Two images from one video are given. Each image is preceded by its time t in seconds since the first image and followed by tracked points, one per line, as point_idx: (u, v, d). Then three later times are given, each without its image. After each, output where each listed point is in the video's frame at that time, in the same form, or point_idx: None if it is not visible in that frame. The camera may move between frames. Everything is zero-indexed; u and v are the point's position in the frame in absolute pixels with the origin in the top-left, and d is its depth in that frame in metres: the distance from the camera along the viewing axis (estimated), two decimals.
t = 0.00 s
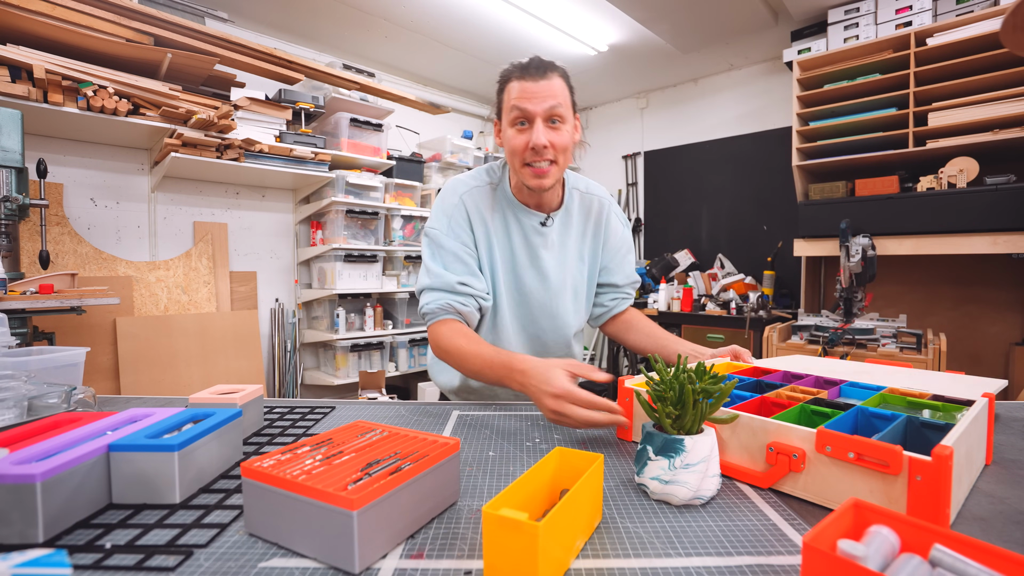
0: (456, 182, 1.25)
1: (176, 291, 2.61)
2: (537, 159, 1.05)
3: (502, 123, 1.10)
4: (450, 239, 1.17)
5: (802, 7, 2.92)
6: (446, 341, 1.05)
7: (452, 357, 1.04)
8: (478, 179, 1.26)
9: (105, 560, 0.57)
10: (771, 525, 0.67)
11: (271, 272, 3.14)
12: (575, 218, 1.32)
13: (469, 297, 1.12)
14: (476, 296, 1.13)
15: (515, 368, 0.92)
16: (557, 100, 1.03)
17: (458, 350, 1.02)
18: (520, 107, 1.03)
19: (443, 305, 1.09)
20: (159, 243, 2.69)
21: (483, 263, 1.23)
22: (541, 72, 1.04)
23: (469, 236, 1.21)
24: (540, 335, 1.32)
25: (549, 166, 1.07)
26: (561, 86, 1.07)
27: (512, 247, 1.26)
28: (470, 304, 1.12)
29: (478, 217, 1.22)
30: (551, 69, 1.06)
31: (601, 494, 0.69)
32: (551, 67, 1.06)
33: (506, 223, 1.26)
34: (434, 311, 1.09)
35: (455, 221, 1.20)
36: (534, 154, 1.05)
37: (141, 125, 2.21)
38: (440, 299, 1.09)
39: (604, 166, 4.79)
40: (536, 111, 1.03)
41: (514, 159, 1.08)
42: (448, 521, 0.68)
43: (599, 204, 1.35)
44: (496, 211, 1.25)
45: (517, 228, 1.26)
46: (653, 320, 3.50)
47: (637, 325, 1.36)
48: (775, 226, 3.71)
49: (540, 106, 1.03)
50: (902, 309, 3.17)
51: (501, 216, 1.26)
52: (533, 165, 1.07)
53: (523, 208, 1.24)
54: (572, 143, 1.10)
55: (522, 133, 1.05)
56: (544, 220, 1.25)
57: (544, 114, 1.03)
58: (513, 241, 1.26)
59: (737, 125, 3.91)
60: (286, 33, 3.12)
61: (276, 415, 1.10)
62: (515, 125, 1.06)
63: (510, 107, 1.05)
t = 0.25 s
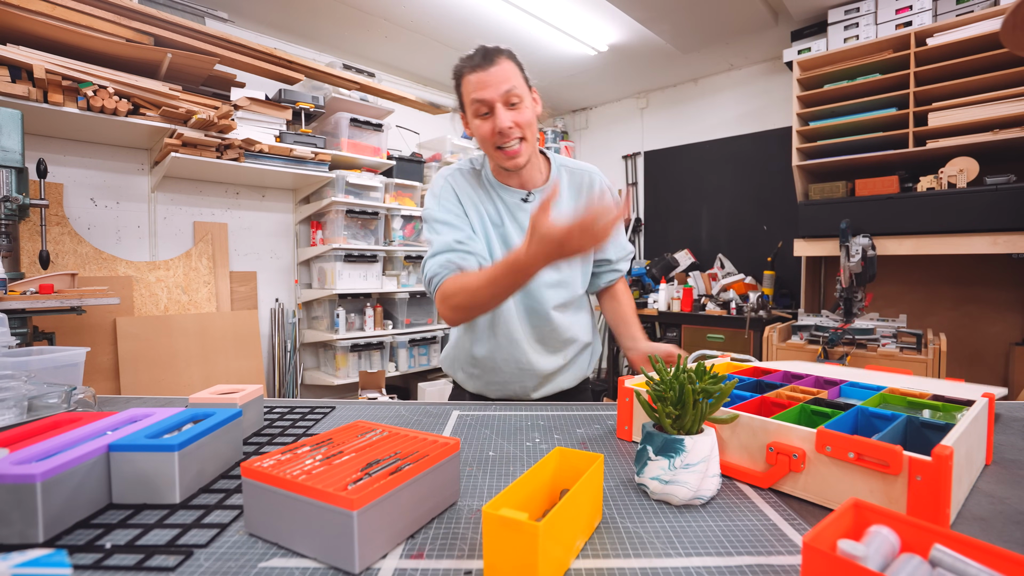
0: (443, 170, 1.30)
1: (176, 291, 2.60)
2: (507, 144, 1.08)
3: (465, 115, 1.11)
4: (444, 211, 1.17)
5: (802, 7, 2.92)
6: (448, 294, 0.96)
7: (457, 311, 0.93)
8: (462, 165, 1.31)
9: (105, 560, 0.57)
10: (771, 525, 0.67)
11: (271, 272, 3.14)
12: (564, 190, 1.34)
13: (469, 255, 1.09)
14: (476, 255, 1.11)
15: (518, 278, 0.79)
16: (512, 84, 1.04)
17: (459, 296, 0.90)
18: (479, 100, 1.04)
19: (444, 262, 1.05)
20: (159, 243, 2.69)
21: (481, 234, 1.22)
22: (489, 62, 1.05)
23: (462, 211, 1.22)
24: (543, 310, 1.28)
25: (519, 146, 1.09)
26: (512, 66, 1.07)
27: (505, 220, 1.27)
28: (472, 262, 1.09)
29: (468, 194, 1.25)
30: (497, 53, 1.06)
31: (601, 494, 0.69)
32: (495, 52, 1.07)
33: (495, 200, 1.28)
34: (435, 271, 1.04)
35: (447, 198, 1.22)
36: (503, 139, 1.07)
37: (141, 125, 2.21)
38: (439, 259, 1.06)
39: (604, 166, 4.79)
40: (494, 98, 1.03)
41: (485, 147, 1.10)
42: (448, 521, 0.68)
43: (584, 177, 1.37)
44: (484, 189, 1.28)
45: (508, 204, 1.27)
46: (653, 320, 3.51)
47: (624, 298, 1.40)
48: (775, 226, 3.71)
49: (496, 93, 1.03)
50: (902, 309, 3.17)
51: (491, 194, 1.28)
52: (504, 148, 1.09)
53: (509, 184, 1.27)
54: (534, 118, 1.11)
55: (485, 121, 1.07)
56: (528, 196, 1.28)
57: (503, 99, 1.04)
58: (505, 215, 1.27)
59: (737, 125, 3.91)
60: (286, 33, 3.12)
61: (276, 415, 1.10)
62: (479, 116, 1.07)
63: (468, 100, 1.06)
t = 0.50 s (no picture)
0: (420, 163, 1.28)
1: (176, 291, 2.61)
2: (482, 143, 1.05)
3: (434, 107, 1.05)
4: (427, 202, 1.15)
5: (802, 7, 2.92)
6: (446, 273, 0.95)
7: (462, 281, 0.93)
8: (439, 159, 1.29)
9: (105, 560, 0.57)
10: (771, 525, 0.68)
11: (271, 272, 3.14)
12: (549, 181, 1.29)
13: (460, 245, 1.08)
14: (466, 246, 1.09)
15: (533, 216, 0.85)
16: (487, 82, 0.99)
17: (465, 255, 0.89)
18: (451, 97, 0.98)
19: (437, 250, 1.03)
20: (159, 243, 2.69)
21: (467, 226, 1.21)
22: (462, 54, 0.98)
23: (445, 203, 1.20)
24: (528, 306, 1.27)
25: (494, 144, 1.06)
26: (485, 58, 1.01)
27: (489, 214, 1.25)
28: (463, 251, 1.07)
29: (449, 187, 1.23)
30: (468, 45, 0.99)
31: (601, 494, 0.69)
32: (466, 42, 1.00)
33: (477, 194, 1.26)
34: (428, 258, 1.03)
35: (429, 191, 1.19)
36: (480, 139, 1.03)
37: (141, 125, 2.21)
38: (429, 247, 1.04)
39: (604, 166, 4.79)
40: (467, 97, 0.98)
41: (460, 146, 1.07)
42: (448, 521, 0.68)
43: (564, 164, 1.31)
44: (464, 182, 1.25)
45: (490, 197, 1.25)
46: (653, 320, 3.51)
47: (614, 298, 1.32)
48: (775, 226, 3.71)
49: (469, 91, 0.98)
50: (902, 309, 3.17)
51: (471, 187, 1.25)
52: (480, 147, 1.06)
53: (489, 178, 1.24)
54: (508, 112, 1.07)
55: (458, 119, 1.03)
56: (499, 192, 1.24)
57: (477, 96, 0.99)
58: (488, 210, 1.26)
59: (736, 125, 3.91)
60: (286, 33, 3.12)
61: (276, 416, 1.10)
62: (450, 113, 1.02)
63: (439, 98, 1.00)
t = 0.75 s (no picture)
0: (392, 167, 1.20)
1: (176, 291, 2.61)
2: (472, 151, 0.96)
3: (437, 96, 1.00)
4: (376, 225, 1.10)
5: (802, 7, 2.92)
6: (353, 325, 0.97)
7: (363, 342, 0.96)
8: (416, 165, 1.20)
9: (105, 560, 0.57)
10: (771, 525, 0.68)
11: (271, 272, 3.14)
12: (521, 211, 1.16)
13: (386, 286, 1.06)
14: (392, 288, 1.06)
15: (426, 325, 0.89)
16: (503, 84, 0.95)
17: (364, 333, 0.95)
18: (459, 85, 0.94)
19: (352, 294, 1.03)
20: (159, 243, 2.69)
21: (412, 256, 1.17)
22: (489, 47, 0.95)
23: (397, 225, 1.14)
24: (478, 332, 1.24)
25: (488, 161, 0.98)
26: (512, 63, 0.98)
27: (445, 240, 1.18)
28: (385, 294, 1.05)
29: (407, 207, 1.16)
30: (500, 43, 0.96)
31: (601, 494, 0.69)
32: (497, 38, 0.97)
33: (439, 217, 1.18)
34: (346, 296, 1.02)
35: (386, 207, 1.13)
36: (473, 148, 0.96)
37: (141, 125, 2.21)
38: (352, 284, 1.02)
39: (604, 166, 4.79)
40: (476, 92, 0.94)
41: (449, 147, 0.99)
42: (449, 521, 0.68)
43: (556, 192, 1.16)
44: (427, 202, 1.18)
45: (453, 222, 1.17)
46: (653, 320, 3.51)
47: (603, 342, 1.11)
48: (775, 227, 3.71)
49: (483, 87, 0.94)
50: (902, 309, 3.17)
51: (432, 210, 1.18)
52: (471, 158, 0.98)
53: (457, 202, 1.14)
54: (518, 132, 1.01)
55: (460, 116, 0.96)
56: (480, 220, 1.14)
57: (487, 96, 0.95)
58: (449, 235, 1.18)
59: (736, 125, 3.91)
60: (286, 33, 3.12)
61: (276, 416, 1.10)
62: (450, 105, 0.97)
63: (446, 83, 0.95)
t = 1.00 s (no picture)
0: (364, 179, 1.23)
1: (176, 291, 2.61)
2: (450, 185, 0.91)
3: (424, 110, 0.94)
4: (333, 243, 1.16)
5: (802, 7, 2.92)
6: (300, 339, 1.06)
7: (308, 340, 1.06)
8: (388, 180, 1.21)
9: (105, 560, 0.57)
10: (771, 525, 0.68)
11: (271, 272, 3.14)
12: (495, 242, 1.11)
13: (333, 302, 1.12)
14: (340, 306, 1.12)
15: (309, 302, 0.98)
16: (502, 120, 0.89)
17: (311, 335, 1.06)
18: (451, 108, 0.87)
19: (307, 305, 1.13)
20: (159, 243, 2.69)
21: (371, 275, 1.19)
22: (495, 72, 0.88)
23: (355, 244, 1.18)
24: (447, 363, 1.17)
25: (464, 202, 0.94)
26: (517, 98, 0.91)
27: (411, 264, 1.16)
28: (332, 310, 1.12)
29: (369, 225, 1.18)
30: (508, 74, 0.89)
31: (601, 494, 0.69)
32: (508, 63, 0.90)
33: (405, 240, 1.16)
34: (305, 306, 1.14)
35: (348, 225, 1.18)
36: (451, 185, 0.91)
37: (141, 125, 2.21)
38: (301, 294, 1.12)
39: (604, 166, 4.79)
40: (469, 123, 0.88)
41: (426, 173, 0.93)
42: (449, 521, 0.68)
43: (535, 221, 1.09)
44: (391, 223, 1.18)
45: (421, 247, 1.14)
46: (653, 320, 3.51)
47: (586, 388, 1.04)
48: (775, 226, 3.71)
49: (479, 119, 0.87)
50: (902, 309, 3.17)
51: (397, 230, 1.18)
52: (447, 194, 0.93)
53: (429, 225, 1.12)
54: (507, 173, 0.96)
55: (445, 142, 0.90)
56: (451, 246, 1.10)
57: (480, 129, 0.88)
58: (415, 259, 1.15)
59: (736, 125, 3.91)
60: (286, 33, 3.12)
61: (276, 416, 1.10)
62: (437, 125, 0.90)
63: (437, 100, 0.89)
